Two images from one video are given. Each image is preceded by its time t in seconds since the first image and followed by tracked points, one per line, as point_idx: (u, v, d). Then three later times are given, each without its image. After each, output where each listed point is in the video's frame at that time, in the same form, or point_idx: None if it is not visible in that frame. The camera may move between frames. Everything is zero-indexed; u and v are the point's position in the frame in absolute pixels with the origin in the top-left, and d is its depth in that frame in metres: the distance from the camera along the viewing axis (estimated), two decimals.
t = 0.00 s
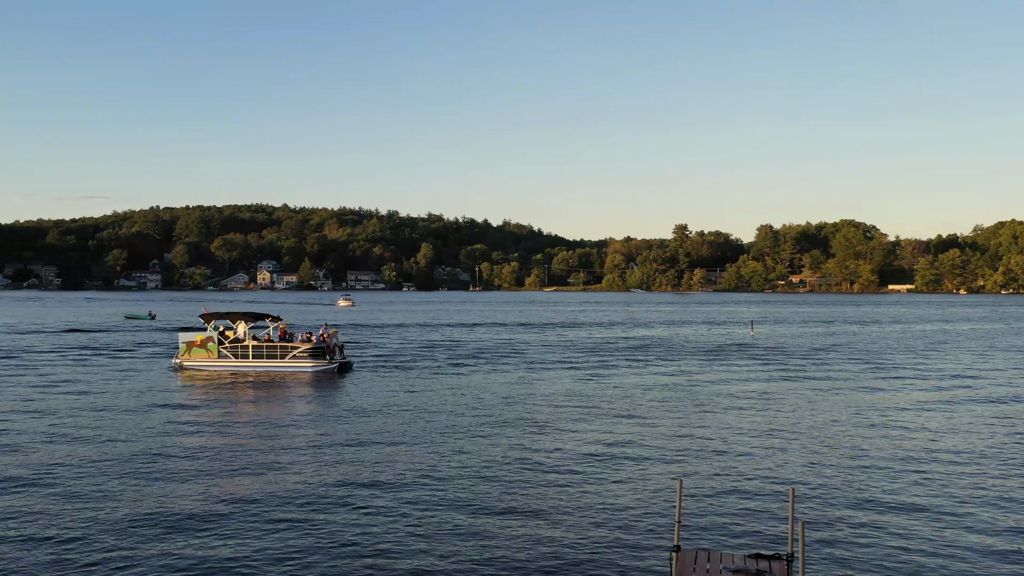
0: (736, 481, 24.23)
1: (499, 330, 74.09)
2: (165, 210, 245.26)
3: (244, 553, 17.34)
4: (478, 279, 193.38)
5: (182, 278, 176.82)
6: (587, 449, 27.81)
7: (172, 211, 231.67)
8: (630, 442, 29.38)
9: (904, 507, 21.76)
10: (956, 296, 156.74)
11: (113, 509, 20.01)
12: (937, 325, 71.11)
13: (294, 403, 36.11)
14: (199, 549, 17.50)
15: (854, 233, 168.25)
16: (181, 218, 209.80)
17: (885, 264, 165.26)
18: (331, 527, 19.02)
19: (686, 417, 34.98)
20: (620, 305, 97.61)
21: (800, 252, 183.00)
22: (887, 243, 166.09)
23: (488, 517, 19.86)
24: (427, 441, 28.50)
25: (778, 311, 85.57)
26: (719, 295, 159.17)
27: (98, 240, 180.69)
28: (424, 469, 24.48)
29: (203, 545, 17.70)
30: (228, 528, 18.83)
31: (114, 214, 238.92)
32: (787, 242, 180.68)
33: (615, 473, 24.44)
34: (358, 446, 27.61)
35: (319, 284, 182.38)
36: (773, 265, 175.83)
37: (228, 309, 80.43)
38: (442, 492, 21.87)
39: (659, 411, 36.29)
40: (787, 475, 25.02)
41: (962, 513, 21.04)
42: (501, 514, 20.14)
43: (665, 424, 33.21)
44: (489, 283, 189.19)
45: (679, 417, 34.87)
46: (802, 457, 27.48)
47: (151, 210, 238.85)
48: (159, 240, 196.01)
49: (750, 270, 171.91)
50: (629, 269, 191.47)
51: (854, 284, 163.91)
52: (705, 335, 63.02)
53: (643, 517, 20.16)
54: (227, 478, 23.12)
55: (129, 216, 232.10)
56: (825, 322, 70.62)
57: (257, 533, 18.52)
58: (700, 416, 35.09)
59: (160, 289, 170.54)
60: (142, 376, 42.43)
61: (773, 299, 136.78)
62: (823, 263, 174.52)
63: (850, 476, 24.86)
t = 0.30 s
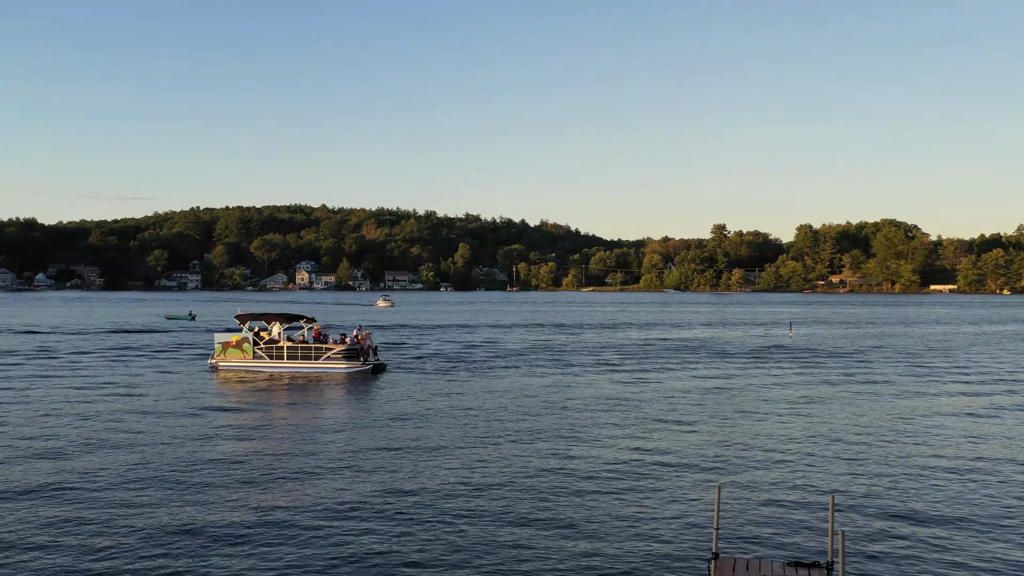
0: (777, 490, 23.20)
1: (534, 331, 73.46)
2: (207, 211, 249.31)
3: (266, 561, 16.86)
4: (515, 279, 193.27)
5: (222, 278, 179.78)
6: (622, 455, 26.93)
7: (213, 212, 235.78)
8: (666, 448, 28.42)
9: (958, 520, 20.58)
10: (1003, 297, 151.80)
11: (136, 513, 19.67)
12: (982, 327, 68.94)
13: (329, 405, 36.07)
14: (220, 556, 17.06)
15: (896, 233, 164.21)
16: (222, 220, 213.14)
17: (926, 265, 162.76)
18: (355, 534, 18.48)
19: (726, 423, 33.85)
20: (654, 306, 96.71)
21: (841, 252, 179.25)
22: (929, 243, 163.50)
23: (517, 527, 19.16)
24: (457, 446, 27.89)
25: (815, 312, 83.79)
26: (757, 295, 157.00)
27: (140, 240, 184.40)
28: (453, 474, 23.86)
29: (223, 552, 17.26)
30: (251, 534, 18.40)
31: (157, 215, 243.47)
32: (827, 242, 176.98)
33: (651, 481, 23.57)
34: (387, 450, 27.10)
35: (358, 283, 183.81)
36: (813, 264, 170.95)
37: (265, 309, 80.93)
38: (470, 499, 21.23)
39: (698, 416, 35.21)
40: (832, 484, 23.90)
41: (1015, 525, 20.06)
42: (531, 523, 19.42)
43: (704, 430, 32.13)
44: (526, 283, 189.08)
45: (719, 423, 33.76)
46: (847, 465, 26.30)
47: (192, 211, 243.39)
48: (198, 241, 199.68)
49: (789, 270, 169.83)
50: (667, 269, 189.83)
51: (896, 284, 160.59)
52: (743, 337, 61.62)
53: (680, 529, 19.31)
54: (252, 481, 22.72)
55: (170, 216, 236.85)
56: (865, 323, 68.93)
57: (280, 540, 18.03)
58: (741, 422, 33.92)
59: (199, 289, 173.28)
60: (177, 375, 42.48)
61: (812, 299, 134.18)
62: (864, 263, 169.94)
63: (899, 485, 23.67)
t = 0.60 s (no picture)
0: (820, 500, 22.05)
1: (569, 333, 72.66)
2: (248, 211, 252.99)
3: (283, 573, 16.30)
4: (552, 279, 192.86)
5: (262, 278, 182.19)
6: (657, 461, 25.97)
7: (255, 213, 239.51)
8: (704, 453, 27.38)
9: (1010, 534, 19.43)
10: None
11: (157, 520, 19.30)
12: None
13: (361, 405, 35.90)
14: (236, 567, 16.54)
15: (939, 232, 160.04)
16: (262, 221, 215.95)
17: (970, 265, 158.41)
18: (376, 546, 17.84)
19: (767, 428, 32.58)
20: (690, 307, 95.45)
21: (882, 252, 175.42)
22: (974, 242, 159.19)
23: (544, 539, 18.36)
24: (487, 450, 27.14)
25: (856, 313, 81.83)
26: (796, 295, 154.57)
27: (181, 241, 187.76)
28: (480, 480, 23.12)
29: (240, 563, 16.76)
30: (268, 541, 18.00)
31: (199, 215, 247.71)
32: (868, 242, 173.26)
33: (688, 489, 22.58)
34: (416, 453, 26.52)
35: (396, 284, 184.82)
36: (854, 264, 167.95)
37: (302, 311, 81.36)
38: (496, 508, 20.48)
39: (737, 421, 33.98)
40: (882, 495, 22.65)
41: None
42: (560, 535, 18.61)
43: (744, 435, 30.89)
44: (564, 283, 188.61)
45: (760, 429, 32.49)
46: (892, 473, 25.13)
47: (235, 212, 247.64)
48: (238, 242, 202.96)
49: (830, 270, 166.20)
50: (706, 269, 187.56)
51: (939, 284, 156.82)
52: (784, 340, 60.01)
53: (714, 542, 18.43)
54: (277, 487, 22.24)
55: (213, 217, 241.27)
56: (908, 325, 67.09)
57: (298, 551, 17.49)
58: (782, 428, 32.59)
59: (238, 289, 175.99)
60: (212, 376, 42.45)
61: (852, 299, 131.62)
62: (906, 263, 166.69)
63: (946, 496, 22.51)
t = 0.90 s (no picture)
0: (861, 507, 21.38)
1: (604, 334, 72.20)
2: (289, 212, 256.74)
3: None
4: (590, 279, 192.45)
5: (300, 278, 184.39)
6: (692, 466, 25.48)
7: (295, 214, 242.60)
8: (739, 457, 26.82)
9: None
10: None
11: (186, 523, 19.34)
12: None
13: (396, 406, 35.85)
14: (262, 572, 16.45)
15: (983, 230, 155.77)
16: (301, 221, 218.30)
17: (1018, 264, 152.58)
18: (403, 551, 17.66)
19: (804, 431, 31.86)
20: (726, 308, 94.29)
21: (924, 252, 171.43)
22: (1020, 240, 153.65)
23: (573, 546, 18.05)
24: (517, 453, 26.96)
25: (897, 314, 80.12)
26: (836, 296, 152.30)
27: (221, 241, 190.81)
28: (510, 484, 22.89)
29: (266, 568, 16.68)
30: (293, 544, 18.05)
31: (241, 216, 251.58)
32: (909, 242, 169.80)
33: (723, 495, 22.07)
34: (446, 456, 26.40)
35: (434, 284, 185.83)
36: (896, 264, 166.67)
37: (340, 313, 82.07)
38: (525, 513, 20.20)
39: (774, 424, 33.28)
40: (922, 502, 21.93)
41: None
42: (591, 542, 18.28)
43: (781, 439, 30.22)
44: (601, 283, 188.02)
45: (798, 432, 31.75)
46: (934, 479, 24.35)
47: (276, 212, 251.37)
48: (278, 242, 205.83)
49: (870, 269, 164.30)
50: (745, 269, 185.17)
51: (982, 284, 152.26)
52: (824, 341, 58.85)
53: (744, 551, 17.99)
54: (306, 490, 22.23)
55: (254, 217, 245.17)
56: (950, 325, 65.51)
57: (324, 556, 17.36)
58: (820, 431, 31.82)
59: (277, 289, 178.29)
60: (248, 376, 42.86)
61: (893, 299, 129.24)
62: (948, 263, 163.35)
63: (991, 505, 21.70)
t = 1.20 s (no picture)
0: (904, 519, 20.44)
1: (641, 335, 71.39)
2: (332, 212, 260.14)
3: None
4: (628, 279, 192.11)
5: (340, 278, 186.37)
6: (725, 471, 24.72)
7: (337, 214, 245.53)
8: (776, 463, 25.99)
9: None
10: None
11: (205, 513, 19.17)
12: None
13: (429, 405, 35.75)
14: (279, 565, 16.24)
15: None
16: (341, 222, 220.70)
17: None
18: (423, 546, 17.49)
19: (845, 436, 30.83)
20: (766, 308, 92.91)
21: (969, 251, 165.83)
22: None
23: (597, 552, 17.45)
24: (547, 453, 26.46)
25: (942, 314, 78.09)
26: (879, 296, 149.45)
27: (262, 241, 193.72)
28: (536, 485, 22.41)
29: (281, 562, 16.39)
30: (313, 535, 17.97)
31: (284, 216, 255.49)
32: (953, 241, 164.34)
33: (757, 502, 21.29)
34: (474, 454, 26.04)
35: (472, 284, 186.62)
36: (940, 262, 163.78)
37: (378, 313, 82.49)
38: (549, 512, 19.89)
39: (814, 428, 32.29)
40: (965, 512, 21.07)
41: None
42: (616, 549, 17.68)
43: (819, 444, 29.26)
44: (640, 283, 186.91)
45: (838, 436, 30.80)
46: (979, 487, 23.41)
47: (318, 213, 254.82)
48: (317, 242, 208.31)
49: (913, 270, 161.82)
50: (786, 268, 182.35)
51: None
52: (867, 343, 57.36)
53: (773, 555, 17.45)
54: (328, 484, 21.96)
55: (297, 216, 248.77)
56: (999, 327, 63.54)
57: (343, 548, 17.29)
58: (861, 436, 30.76)
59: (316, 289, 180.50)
60: (283, 375, 43.05)
61: (939, 300, 126.41)
62: (994, 262, 156.29)
63: None
